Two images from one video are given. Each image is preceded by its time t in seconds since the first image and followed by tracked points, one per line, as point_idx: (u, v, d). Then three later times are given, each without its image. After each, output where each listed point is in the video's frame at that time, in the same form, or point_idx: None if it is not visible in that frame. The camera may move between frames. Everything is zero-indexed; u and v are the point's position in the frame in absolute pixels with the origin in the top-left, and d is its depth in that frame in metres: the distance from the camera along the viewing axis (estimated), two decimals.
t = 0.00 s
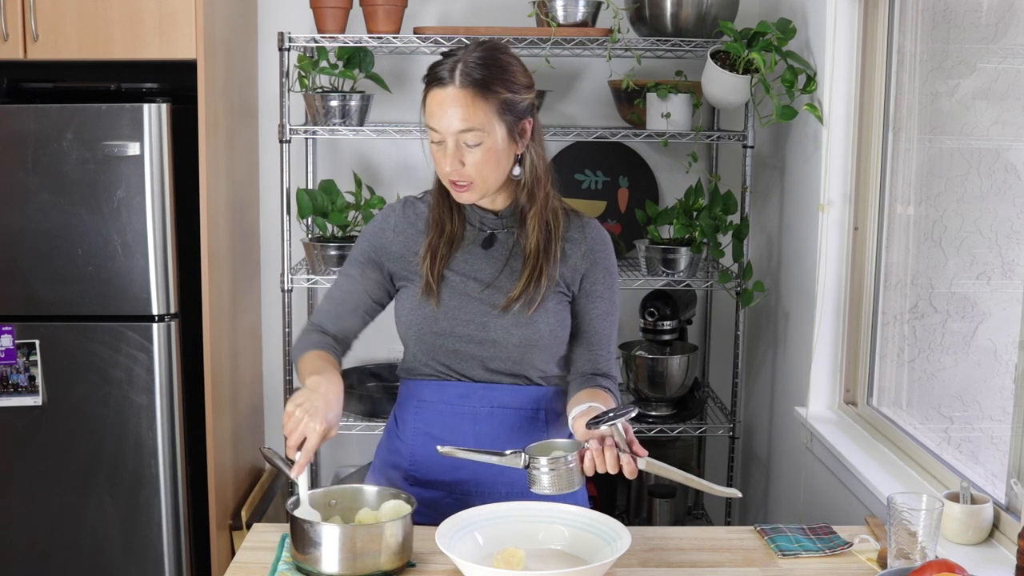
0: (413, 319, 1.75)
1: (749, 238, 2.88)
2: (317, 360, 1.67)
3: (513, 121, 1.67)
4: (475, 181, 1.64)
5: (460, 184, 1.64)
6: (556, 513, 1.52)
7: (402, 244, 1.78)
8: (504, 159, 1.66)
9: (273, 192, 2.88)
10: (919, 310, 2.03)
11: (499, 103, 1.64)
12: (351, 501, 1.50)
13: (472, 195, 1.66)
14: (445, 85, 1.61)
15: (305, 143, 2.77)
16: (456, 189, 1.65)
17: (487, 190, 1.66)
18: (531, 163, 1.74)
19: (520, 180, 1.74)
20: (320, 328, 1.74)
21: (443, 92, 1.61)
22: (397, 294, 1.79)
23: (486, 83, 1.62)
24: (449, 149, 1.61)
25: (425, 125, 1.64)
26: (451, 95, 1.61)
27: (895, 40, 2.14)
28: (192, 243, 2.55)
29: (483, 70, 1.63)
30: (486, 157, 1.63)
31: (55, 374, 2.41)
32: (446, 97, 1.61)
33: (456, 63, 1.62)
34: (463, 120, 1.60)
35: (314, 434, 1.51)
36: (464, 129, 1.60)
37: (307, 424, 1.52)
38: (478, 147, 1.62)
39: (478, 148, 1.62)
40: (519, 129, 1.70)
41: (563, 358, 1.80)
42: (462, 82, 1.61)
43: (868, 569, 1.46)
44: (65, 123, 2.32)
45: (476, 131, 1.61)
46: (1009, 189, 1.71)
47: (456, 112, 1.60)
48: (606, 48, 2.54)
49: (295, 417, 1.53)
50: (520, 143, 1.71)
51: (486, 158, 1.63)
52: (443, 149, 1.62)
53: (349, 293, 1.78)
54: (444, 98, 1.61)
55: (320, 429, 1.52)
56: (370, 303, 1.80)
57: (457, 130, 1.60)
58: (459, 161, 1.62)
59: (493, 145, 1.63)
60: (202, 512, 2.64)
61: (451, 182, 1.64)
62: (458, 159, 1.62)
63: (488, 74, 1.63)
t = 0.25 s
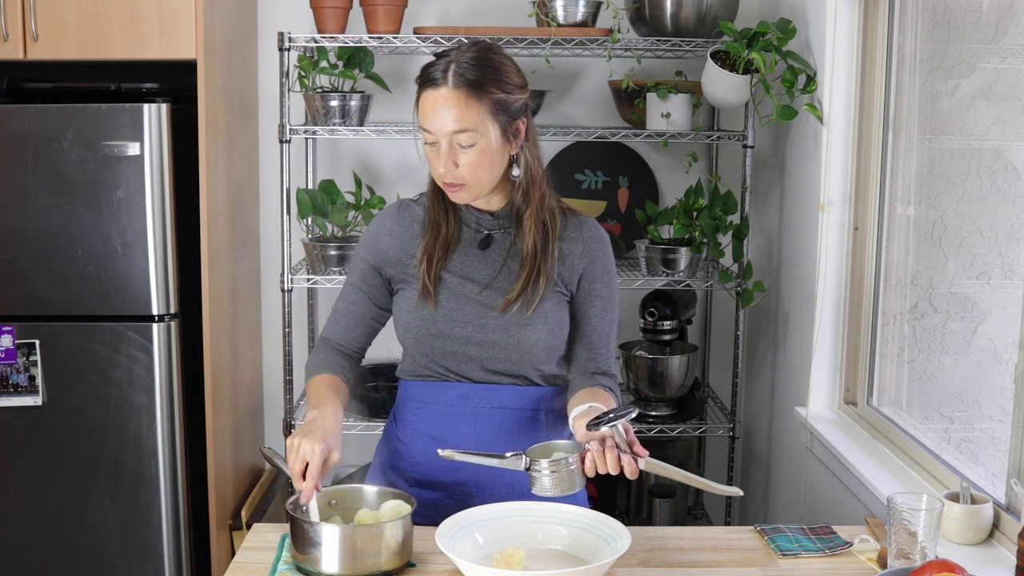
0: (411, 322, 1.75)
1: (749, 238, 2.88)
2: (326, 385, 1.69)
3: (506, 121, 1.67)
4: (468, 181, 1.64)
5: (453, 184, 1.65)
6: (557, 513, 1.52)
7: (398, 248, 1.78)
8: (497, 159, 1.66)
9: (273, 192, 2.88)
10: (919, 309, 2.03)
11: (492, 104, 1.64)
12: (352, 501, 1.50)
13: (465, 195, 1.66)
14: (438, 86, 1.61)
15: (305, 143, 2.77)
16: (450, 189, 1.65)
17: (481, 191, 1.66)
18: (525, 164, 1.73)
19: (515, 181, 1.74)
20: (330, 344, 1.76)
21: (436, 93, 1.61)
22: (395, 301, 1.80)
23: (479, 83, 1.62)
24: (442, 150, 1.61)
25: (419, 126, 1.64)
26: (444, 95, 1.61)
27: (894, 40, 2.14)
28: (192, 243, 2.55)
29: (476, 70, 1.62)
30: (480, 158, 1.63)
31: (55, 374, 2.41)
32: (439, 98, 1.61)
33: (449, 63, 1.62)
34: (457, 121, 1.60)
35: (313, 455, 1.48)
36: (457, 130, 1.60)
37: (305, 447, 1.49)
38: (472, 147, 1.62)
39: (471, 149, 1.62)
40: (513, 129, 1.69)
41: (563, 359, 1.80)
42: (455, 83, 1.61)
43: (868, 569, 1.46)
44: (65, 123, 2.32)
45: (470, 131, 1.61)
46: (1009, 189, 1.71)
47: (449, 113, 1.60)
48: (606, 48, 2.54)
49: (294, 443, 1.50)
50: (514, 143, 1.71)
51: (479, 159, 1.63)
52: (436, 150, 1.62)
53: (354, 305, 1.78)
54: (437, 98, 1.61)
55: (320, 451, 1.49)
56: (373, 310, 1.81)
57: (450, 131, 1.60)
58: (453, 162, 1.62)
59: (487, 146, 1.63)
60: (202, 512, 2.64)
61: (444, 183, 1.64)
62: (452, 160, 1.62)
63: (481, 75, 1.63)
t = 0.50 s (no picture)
0: (409, 323, 1.75)
1: (749, 238, 2.88)
2: (324, 390, 1.71)
3: (501, 120, 1.67)
4: (464, 181, 1.63)
5: (448, 184, 1.64)
6: (557, 513, 1.52)
7: (394, 251, 1.78)
8: (492, 159, 1.66)
9: (273, 191, 2.88)
10: (919, 309, 2.03)
11: (487, 103, 1.64)
12: (352, 501, 1.50)
13: (461, 195, 1.66)
14: (432, 85, 1.61)
15: (305, 143, 2.77)
16: (445, 190, 1.65)
17: (477, 190, 1.65)
18: (519, 164, 1.73)
19: (509, 181, 1.75)
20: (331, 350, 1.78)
21: (430, 92, 1.61)
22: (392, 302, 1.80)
23: (474, 81, 1.62)
24: (437, 149, 1.61)
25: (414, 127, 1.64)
26: (438, 95, 1.61)
27: (895, 40, 2.14)
28: (192, 243, 2.55)
29: (470, 69, 1.63)
30: (475, 157, 1.63)
31: (55, 374, 2.41)
32: (433, 97, 1.61)
33: (443, 63, 1.63)
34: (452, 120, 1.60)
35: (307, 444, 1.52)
36: (452, 129, 1.60)
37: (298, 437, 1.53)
38: (467, 146, 1.62)
39: (466, 148, 1.62)
40: (508, 129, 1.69)
41: (563, 359, 1.80)
42: (449, 82, 1.61)
43: (868, 568, 1.46)
44: (65, 123, 2.32)
45: (464, 130, 1.61)
46: (1009, 189, 1.71)
47: (443, 112, 1.60)
48: (606, 48, 2.54)
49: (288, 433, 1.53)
50: (509, 143, 1.71)
51: (474, 158, 1.63)
52: (431, 149, 1.62)
53: (353, 310, 1.80)
54: (431, 98, 1.61)
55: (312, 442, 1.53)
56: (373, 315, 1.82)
57: (445, 130, 1.60)
58: (448, 161, 1.62)
59: (482, 144, 1.63)
60: (202, 513, 2.64)
61: (440, 183, 1.64)
62: (447, 159, 1.62)
63: (475, 73, 1.63)
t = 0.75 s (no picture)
0: (407, 323, 1.76)
1: (748, 238, 2.88)
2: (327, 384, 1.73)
3: (500, 120, 1.67)
4: (463, 181, 1.63)
5: (448, 184, 1.64)
6: (557, 513, 1.52)
7: (393, 252, 1.79)
8: (491, 159, 1.66)
9: (273, 191, 2.88)
10: (919, 309, 2.03)
11: (486, 103, 1.64)
12: (352, 501, 1.50)
13: (460, 196, 1.65)
14: (431, 85, 1.62)
15: (305, 143, 2.77)
16: (445, 190, 1.65)
17: (476, 190, 1.65)
18: (518, 163, 1.73)
19: (506, 180, 1.75)
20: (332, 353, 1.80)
21: (430, 92, 1.62)
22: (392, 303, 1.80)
23: (473, 81, 1.62)
24: (436, 149, 1.61)
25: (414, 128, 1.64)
26: (438, 94, 1.61)
27: (895, 40, 2.14)
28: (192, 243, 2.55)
29: (470, 69, 1.63)
30: (474, 156, 1.63)
31: (55, 374, 2.41)
32: (433, 97, 1.61)
33: (442, 62, 1.63)
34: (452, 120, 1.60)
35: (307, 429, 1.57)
36: (452, 129, 1.60)
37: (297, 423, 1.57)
38: (466, 146, 1.62)
39: (466, 148, 1.62)
40: (507, 128, 1.70)
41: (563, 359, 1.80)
42: (450, 82, 1.61)
43: (868, 569, 1.46)
44: (65, 123, 2.32)
45: (464, 130, 1.61)
46: (1009, 189, 1.71)
47: (443, 112, 1.60)
48: (606, 48, 2.54)
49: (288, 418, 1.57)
50: (508, 143, 1.71)
51: (473, 157, 1.63)
52: (430, 149, 1.62)
53: (352, 314, 1.82)
54: (431, 98, 1.62)
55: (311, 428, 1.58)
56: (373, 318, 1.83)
57: (444, 130, 1.60)
58: (447, 162, 1.62)
59: (481, 144, 1.63)
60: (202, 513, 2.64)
61: (439, 183, 1.63)
62: (446, 159, 1.62)
63: (474, 74, 1.63)
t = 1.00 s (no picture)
0: (405, 321, 1.76)
1: (748, 237, 2.88)
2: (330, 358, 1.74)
3: (514, 118, 1.68)
4: (486, 180, 1.64)
5: (469, 184, 1.64)
6: (557, 513, 1.52)
7: (392, 251, 1.79)
8: (508, 157, 1.67)
9: (273, 191, 2.88)
10: (919, 309, 2.03)
11: (505, 101, 1.65)
12: (352, 502, 1.50)
13: (480, 194, 1.66)
14: (452, 86, 1.61)
15: (305, 142, 2.77)
16: (467, 189, 1.65)
17: (494, 188, 1.66)
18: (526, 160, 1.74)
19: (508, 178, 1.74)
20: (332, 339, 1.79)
21: (450, 93, 1.61)
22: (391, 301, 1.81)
23: (492, 81, 1.63)
24: (461, 150, 1.61)
25: (432, 130, 1.63)
26: (460, 95, 1.61)
27: (895, 40, 2.14)
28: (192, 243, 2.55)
29: (488, 68, 1.64)
30: (496, 155, 1.64)
31: (55, 374, 2.41)
32: (454, 98, 1.61)
33: (460, 62, 1.63)
34: (476, 120, 1.61)
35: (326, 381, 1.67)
36: (477, 129, 1.61)
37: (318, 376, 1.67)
38: (490, 146, 1.62)
39: (488, 147, 1.63)
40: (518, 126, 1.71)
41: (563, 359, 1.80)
42: (471, 82, 1.62)
43: (868, 569, 1.46)
44: (65, 123, 2.32)
45: (487, 130, 1.62)
46: (1009, 189, 1.71)
47: (467, 112, 1.60)
48: (606, 48, 2.54)
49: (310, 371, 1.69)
50: (519, 140, 1.72)
51: (495, 156, 1.64)
52: (453, 150, 1.62)
53: (349, 307, 1.82)
54: (453, 98, 1.61)
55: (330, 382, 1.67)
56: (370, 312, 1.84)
57: (469, 131, 1.60)
58: (473, 162, 1.62)
59: (503, 143, 1.64)
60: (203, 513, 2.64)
61: (461, 183, 1.63)
62: (471, 159, 1.62)
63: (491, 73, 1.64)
